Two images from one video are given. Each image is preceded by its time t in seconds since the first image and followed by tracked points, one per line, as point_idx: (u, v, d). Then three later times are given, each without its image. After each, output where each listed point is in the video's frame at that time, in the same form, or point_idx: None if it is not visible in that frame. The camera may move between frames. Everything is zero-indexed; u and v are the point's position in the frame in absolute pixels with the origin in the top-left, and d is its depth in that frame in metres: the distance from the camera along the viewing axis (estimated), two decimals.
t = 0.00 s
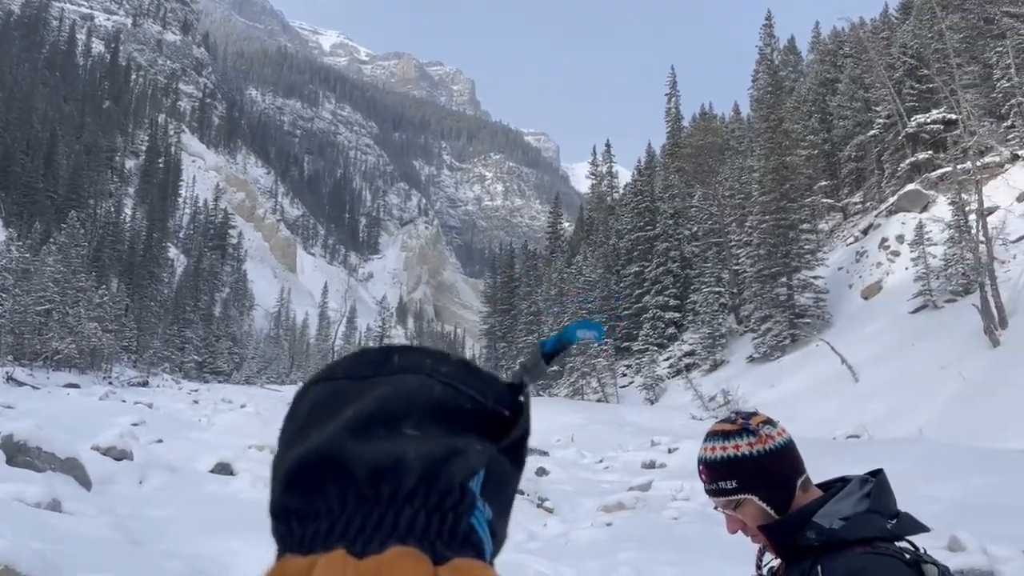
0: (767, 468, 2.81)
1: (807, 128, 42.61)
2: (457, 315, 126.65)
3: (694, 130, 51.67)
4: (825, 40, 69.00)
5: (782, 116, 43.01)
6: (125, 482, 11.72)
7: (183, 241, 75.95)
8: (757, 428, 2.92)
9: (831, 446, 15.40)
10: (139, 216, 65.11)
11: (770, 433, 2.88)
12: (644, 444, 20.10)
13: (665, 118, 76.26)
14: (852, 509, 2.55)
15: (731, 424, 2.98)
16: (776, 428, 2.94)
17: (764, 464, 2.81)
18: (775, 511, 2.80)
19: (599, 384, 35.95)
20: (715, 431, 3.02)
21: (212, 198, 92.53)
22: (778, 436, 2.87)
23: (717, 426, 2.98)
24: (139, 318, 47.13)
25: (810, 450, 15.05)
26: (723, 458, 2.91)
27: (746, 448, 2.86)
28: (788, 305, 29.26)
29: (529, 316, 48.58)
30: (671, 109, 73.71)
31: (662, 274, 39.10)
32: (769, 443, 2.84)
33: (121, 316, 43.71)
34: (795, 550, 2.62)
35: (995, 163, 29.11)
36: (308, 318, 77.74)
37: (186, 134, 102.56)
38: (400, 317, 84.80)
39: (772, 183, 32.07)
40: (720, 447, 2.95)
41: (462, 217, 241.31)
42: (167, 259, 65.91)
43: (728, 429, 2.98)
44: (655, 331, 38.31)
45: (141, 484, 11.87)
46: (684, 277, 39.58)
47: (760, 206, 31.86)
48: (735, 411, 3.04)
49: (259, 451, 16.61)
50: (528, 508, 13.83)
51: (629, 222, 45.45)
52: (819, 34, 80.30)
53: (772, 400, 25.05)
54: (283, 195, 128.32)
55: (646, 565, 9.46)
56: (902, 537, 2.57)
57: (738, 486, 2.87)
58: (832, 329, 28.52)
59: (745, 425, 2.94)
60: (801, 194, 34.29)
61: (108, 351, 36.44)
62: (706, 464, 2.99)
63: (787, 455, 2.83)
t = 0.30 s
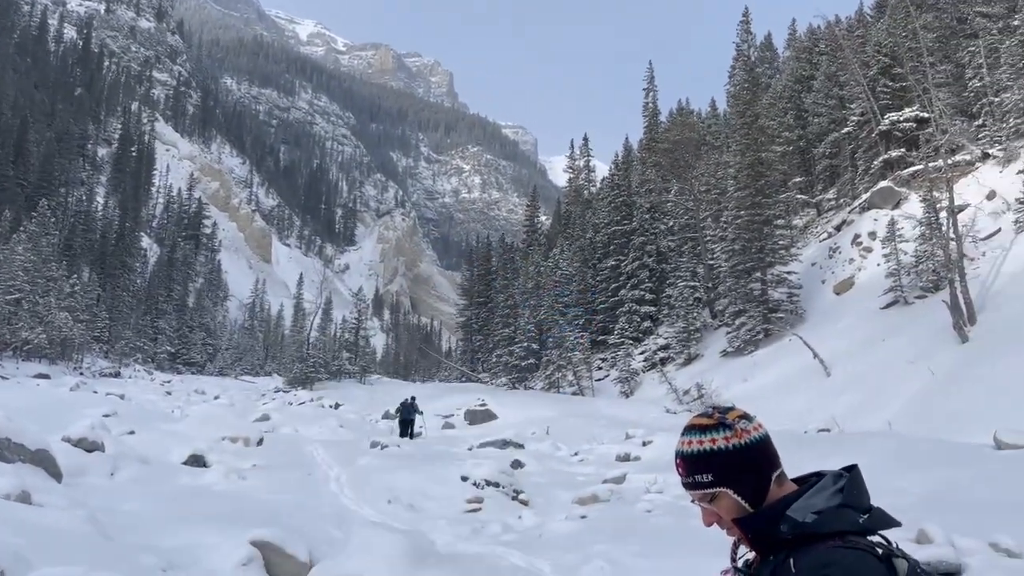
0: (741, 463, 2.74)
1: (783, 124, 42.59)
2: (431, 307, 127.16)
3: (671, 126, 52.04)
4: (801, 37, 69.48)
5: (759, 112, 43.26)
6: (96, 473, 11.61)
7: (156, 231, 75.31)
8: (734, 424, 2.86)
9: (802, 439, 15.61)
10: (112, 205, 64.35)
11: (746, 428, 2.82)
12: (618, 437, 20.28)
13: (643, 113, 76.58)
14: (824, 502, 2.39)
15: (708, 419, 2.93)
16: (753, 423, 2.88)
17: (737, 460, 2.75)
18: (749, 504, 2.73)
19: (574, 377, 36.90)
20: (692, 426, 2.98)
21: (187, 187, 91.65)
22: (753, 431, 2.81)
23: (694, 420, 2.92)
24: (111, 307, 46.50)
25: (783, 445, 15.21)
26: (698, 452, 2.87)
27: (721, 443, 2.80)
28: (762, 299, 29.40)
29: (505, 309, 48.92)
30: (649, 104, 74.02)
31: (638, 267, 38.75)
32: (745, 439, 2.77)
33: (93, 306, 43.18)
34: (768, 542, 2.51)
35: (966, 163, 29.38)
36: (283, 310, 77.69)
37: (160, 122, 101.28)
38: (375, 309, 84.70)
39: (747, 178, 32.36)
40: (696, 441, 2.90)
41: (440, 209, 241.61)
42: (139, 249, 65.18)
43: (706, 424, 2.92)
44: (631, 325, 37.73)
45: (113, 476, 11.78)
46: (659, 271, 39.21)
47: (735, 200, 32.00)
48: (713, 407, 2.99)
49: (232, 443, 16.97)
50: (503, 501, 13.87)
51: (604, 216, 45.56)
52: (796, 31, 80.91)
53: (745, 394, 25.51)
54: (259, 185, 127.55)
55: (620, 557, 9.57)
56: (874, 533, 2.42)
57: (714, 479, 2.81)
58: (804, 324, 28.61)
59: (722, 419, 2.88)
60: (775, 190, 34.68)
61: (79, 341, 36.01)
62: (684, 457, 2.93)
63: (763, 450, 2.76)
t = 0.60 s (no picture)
0: (687, 443, 2.67)
1: (728, 113, 44.17)
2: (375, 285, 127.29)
3: (621, 111, 52.73)
4: (747, 28, 70.85)
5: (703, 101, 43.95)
6: (27, 449, 11.26)
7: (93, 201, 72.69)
8: (681, 404, 2.78)
9: (739, 421, 16.03)
10: (48, 174, 61.77)
11: (693, 408, 2.75)
12: (562, 417, 20.56)
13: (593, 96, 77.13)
14: (765, 481, 2.31)
15: (655, 399, 2.84)
16: (700, 404, 2.82)
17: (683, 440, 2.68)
18: (693, 483, 2.67)
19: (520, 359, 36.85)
20: (640, 406, 2.88)
21: (127, 156, 88.56)
22: (699, 412, 2.75)
23: (641, 400, 2.83)
24: (42, 279, 44.75)
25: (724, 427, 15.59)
26: (645, 431, 2.78)
27: (669, 423, 2.73)
28: (704, 285, 30.11)
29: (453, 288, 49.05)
30: (599, 88, 74.57)
31: (585, 251, 40.12)
32: (691, 418, 2.70)
33: (24, 278, 41.48)
34: (708, 520, 2.44)
35: (903, 154, 31.16)
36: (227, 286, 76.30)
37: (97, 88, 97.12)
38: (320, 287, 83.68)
39: (693, 165, 32.76)
40: (644, 420, 2.81)
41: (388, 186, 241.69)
42: (76, 220, 62.73)
43: (654, 404, 2.83)
44: (576, 307, 39.37)
45: (45, 453, 11.43)
46: (605, 255, 40.60)
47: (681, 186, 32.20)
48: (659, 387, 2.91)
49: (171, 420, 16.76)
50: (445, 480, 13.88)
51: (553, 198, 46.16)
52: (743, 21, 82.40)
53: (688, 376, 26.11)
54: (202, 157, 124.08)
55: (560, 537, 9.70)
56: (811, 512, 2.37)
57: (659, 458, 2.72)
58: (745, 309, 29.34)
59: (669, 399, 2.80)
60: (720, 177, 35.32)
61: (9, 314, 34.62)
62: (631, 437, 2.83)
63: (709, 429, 2.70)
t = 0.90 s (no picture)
0: (550, 390, 2.43)
1: (617, 86, 45.38)
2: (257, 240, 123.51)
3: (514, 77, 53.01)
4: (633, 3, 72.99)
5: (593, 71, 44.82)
6: None
7: None
8: (545, 350, 2.54)
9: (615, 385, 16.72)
10: None
11: (556, 355, 2.51)
12: (443, 380, 20.80)
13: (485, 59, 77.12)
14: (621, 426, 2.11)
15: (521, 346, 2.58)
16: (565, 352, 2.57)
17: (547, 388, 2.44)
18: (554, 429, 2.42)
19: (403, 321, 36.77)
20: (506, 353, 2.61)
21: None
22: (563, 359, 2.50)
23: (506, 346, 2.56)
24: None
25: (597, 392, 16.04)
26: (509, 377, 2.51)
27: (532, 369, 2.47)
28: (587, 252, 30.50)
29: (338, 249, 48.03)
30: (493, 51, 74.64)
31: (472, 215, 39.25)
32: (554, 365, 2.46)
33: None
34: (565, 466, 2.24)
35: (779, 134, 33.76)
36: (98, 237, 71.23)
37: None
38: (194, 243, 79.47)
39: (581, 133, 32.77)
40: (508, 366, 2.54)
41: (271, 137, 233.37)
42: None
43: (518, 350, 2.57)
44: (463, 271, 38.46)
45: None
46: (492, 220, 40.06)
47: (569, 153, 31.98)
48: (526, 334, 2.66)
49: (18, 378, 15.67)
50: (321, 439, 13.74)
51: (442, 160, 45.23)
52: None
53: (566, 339, 27.13)
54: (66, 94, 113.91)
55: (435, 492, 9.80)
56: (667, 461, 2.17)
57: (523, 404, 2.46)
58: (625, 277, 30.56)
59: (533, 346, 2.55)
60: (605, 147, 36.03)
61: None
62: (495, 383, 2.55)
63: (573, 377, 2.47)
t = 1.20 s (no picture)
0: (269, 339, 2.28)
1: (394, 42, 44.61)
2: None
3: (286, 18, 49.82)
4: None
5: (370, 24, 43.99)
6: None
7: None
8: (268, 298, 2.35)
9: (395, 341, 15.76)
10: None
11: (279, 304, 2.35)
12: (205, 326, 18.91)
13: None
14: (343, 378, 2.18)
15: (239, 291, 2.36)
16: (289, 300, 2.43)
17: (267, 336, 2.28)
18: (271, 377, 2.30)
19: (152, 273, 32.21)
20: (222, 296, 2.36)
21: None
22: (286, 308, 2.36)
23: (222, 290, 2.31)
24: None
25: (369, 345, 15.37)
26: (226, 325, 2.28)
27: (252, 317, 2.28)
28: (357, 210, 30.34)
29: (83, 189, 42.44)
30: None
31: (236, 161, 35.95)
32: (276, 313, 2.31)
33: None
34: (284, 419, 2.21)
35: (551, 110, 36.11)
36: None
37: None
38: None
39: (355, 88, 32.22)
40: (224, 313, 2.30)
41: None
42: None
43: (236, 296, 2.34)
44: (223, 221, 34.85)
45: None
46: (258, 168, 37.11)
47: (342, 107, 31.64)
48: (247, 278, 2.43)
49: None
50: (46, 399, 11.65)
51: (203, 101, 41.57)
52: None
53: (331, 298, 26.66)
54: None
55: (175, 455, 8.68)
56: (386, 410, 2.30)
57: (239, 352, 2.28)
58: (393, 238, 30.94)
59: (254, 293, 2.34)
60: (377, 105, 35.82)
61: None
62: (209, 330, 2.30)
63: (298, 327, 2.36)
